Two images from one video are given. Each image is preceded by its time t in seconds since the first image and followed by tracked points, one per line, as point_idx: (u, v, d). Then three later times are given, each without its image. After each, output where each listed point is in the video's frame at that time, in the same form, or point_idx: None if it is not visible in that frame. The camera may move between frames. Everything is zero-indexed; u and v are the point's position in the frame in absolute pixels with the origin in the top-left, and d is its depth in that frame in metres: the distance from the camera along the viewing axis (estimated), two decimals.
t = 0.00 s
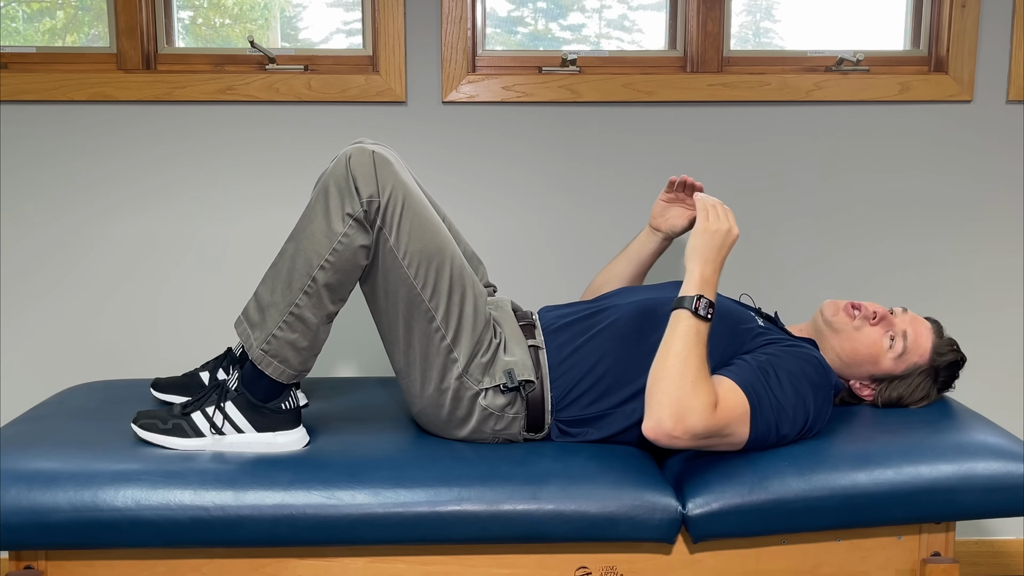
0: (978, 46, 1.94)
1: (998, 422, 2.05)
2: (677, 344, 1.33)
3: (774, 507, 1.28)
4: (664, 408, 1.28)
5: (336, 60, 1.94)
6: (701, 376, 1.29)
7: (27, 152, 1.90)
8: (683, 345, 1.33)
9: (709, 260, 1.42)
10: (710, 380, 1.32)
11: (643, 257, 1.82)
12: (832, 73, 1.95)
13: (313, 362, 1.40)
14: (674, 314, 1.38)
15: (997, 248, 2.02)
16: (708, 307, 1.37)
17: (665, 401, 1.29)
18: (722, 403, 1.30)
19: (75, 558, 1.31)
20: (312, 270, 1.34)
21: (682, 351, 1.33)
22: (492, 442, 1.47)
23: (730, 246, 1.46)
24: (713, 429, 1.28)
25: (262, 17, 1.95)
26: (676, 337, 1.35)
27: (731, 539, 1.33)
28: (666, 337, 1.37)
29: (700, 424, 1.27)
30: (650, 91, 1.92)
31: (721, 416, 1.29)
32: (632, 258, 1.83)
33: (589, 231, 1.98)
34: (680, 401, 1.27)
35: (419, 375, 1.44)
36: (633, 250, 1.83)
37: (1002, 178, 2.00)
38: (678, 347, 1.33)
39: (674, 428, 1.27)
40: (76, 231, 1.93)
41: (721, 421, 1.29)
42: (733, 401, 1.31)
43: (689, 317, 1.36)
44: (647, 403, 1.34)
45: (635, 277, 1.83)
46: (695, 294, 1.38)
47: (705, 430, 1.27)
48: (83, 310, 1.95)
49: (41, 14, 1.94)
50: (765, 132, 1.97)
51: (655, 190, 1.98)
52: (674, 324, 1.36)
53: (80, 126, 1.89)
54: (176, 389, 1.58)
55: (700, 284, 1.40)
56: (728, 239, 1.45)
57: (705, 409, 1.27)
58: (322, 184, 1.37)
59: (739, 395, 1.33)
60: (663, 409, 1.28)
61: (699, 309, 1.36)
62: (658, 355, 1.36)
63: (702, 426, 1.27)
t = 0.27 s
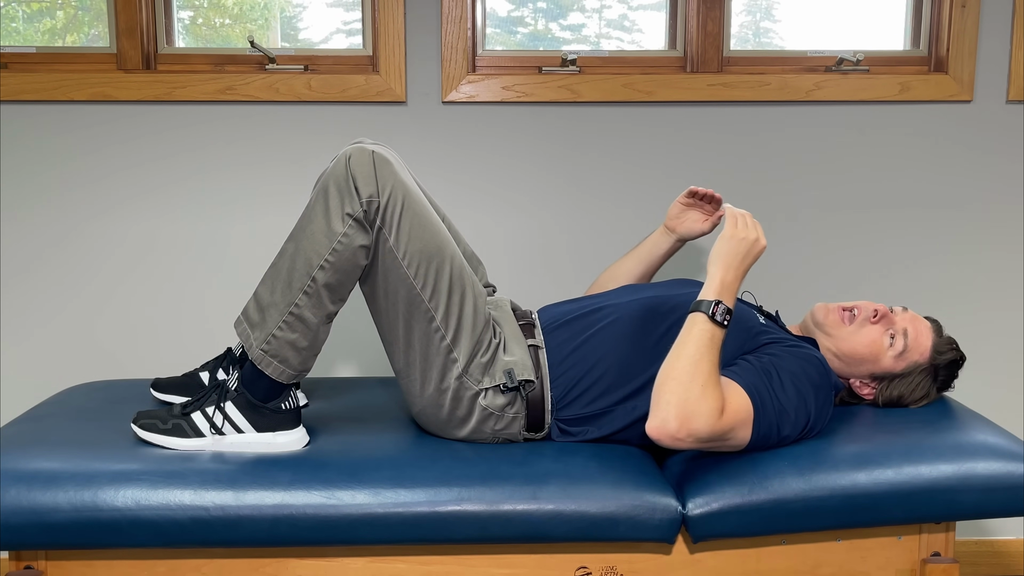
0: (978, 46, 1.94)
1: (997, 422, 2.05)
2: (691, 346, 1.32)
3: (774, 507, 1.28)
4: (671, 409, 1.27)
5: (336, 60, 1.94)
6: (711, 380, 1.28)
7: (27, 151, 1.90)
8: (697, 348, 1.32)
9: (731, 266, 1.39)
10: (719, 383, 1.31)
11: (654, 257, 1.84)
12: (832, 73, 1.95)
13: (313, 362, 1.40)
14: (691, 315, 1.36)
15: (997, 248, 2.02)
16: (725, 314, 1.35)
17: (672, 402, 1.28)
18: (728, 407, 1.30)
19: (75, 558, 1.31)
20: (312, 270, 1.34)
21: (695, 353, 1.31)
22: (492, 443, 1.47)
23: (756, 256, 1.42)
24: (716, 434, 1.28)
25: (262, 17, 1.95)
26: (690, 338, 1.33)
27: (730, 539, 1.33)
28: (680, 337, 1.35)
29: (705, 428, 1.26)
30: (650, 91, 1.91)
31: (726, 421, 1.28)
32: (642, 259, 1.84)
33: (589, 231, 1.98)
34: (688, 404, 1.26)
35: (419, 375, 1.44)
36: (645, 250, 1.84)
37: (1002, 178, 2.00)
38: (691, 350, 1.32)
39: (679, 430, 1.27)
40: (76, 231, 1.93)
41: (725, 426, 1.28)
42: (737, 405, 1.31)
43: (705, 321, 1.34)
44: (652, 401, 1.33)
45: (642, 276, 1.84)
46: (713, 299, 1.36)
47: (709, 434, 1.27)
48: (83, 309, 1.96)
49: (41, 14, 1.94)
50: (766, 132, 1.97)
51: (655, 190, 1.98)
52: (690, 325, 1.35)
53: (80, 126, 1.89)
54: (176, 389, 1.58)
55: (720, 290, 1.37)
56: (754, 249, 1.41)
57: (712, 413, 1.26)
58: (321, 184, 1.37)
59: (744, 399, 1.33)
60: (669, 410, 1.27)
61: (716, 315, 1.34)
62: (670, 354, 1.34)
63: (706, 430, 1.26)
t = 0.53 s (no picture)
0: (978, 46, 1.94)
1: (997, 422, 2.05)
2: (693, 341, 1.32)
3: (774, 507, 1.28)
4: (673, 402, 1.27)
5: (336, 60, 1.94)
6: (713, 374, 1.28)
7: (27, 151, 1.90)
8: (702, 342, 1.32)
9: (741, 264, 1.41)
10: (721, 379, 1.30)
11: (659, 256, 1.84)
12: (832, 73, 1.95)
13: (313, 362, 1.40)
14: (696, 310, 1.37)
15: (997, 248, 2.02)
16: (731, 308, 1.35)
17: (674, 395, 1.27)
18: (729, 402, 1.30)
19: (75, 558, 1.31)
20: (312, 270, 1.34)
21: (697, 348, 1.31)
22: (492, 442, 1.47)
23: (766, 256, 1.43)
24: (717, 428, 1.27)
25: (262, 17, 1.95)
26: (693, 333, 1.33)
27: (731, 539, 1.33)
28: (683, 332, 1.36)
29: (706, 422, 1.26)
30: (650, 91, 1.91)
31: (727, 416, 1.28)
32: (647, 256, 1.84)
33: (590, 231, 1.98)
34: (689, 397, 1.26)
35: (419, 375, 1.44)
36: (651, 248, 1.84)
37: (1002, 178, 2.00)
38: (695, 344, 1.32)
39: (679, 423, 1.26)
40: (76, 230, 1.93)
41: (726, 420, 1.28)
42: (738, 401, 1.31)
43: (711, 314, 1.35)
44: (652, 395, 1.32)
45: (646, 273, 1.84)
46: (719, 293, 1.37)
47: (709, 428, 1.27)
48: (83, 309, 1.95)
49: (41, 14, 1.94)
50: (765, 132, 1.97)
51: (655, 190, 1.98)
52: (695, 320, 1.35)
53: (80, 126, 1.89)
54: (176, 389, 1.58)
55: (727, 285, 1.38)
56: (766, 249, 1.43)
57: (713, 408, 1.26)
58: (321, 184, 1.37)
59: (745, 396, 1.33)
60: (670, 403, 1.27)
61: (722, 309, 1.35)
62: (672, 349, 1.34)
63: (706, 423, 1.26)
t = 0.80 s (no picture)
0: (978, 46, 1.93)
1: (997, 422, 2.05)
2: (687, 342, 1.32)
3: (774, 507, 1.28)
4: (671, 406, 1.27)
5: (336, 60, 1.94)
6: (709, 375, 1.28)
7: (27, 150, 1.90)
8: (693, 342, 1.31)
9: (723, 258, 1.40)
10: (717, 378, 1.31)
11: (642, 250, 1.83)
12: (832, 73, 1.95)
13: (313, 362, 1.40)
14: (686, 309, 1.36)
15: (997, 248, 2.01)
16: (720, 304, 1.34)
17: (672, 399, 1.27)
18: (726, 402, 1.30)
19: (75, 558, 1.31)
20: (312, 270, 1.34)
21: (692, 349, 1.31)
22: (492, 443, 1.47)
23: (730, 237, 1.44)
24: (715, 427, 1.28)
25: (262, 17, 1.95)
26: (687, 334, 1.33)
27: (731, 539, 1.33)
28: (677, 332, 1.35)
29: (704, 422, 1.26)
30: (650, 91, 1.91)
31: (725, 415, 1.28)
32: (629, 251, 1.84)
33: (590, 231, 1.98)
34: (687, 399, 1.26)
35: (419, 376, 1.44)
36: (632, 242, 1.84)
37: (1002, 178, 2.00)
38: (689, 344, 1.31)
39: (679, 425, 1.26)
40: (76, 230, 1.93)
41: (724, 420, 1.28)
42: (735, 399, 1.31)
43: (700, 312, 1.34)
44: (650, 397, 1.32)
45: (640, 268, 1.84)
46: (706, 288, 1.36)
47: (708, 427, 1.27)
48: (83, 309, 1.96)
49: (41, 14, 1.94)
50: (765, 132, 1.97)
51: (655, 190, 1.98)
52: (686, 321, 1.34)
53: (80, 125, 1.89)
54: (176, 389, 1.58)
55: (714, 280, 1.37)
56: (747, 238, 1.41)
57: (710, 408, 1.26)
58: (322, 184, 1.37)
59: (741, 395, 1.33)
60: (668, 406, 1.27)
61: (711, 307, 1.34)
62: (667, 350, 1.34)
63: (705, 424, 1.26)
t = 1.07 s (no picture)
0: (978, 46, 1.94)
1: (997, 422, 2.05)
2: (696, 320, 1.29)
3: (774, 507, 1.28)
4: (676, 384, 1.25)
5: (336, 60, 1.94)
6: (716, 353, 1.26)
7: (27, 151, 1.90)
8: (703, 320, 1.29)
9: (738, 234, 1.35)
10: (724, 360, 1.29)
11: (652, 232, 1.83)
12: (832, 73, 1.95)
13: (313, 362, 1.40)
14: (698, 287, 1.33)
15: (997, 248, 2.02)
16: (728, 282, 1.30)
17: (678, 377, 1.25)
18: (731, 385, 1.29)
19: (75, 558, 1.31)
20: (312, 270, 1.34)
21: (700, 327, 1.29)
22: (492, 443, 1.47)
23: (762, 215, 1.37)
24: (719, 408, 1.27)
25: (262, 17, 1.95)
26: (697, 312, 1.30)
27: (731, 539, 1.33)
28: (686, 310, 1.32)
29: (710, 403, 1.25)
30: (650, 92, 1.91)
31: (728, 398, 1.27)
32: (638, 233, 1.84)
33: (590, 230, 1.98)
34: (694, 377, 1.24)
35: (419, 376, 1.44)
36: (641, 225, 1.84)
37: (1002, 178, 2.00)
38: (697, 323, 1.29)
39: (682, 404, 1.25)
40: (76, 230, 1.93)
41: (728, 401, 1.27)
42: (740, 385, 1.30)
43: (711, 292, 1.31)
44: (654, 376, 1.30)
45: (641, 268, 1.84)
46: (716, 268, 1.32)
47: (712, 408, 1.26)
48: (83, 309, 1.95)
49: (41, 15, 1.94)
50: (765, 132, 1.97)
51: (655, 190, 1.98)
52: (695, 299, 1.32)
53: (80, 125, 1.89)
54: (176, 389, 1.58)
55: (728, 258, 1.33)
56: (759, 213, 1.37)
57: (715, 389, 1.25)
58: (322, 184, 1.37)
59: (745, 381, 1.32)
60: (674, 384, 1.25)
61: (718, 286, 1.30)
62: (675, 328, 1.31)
63: (710, 403, 1.25)
